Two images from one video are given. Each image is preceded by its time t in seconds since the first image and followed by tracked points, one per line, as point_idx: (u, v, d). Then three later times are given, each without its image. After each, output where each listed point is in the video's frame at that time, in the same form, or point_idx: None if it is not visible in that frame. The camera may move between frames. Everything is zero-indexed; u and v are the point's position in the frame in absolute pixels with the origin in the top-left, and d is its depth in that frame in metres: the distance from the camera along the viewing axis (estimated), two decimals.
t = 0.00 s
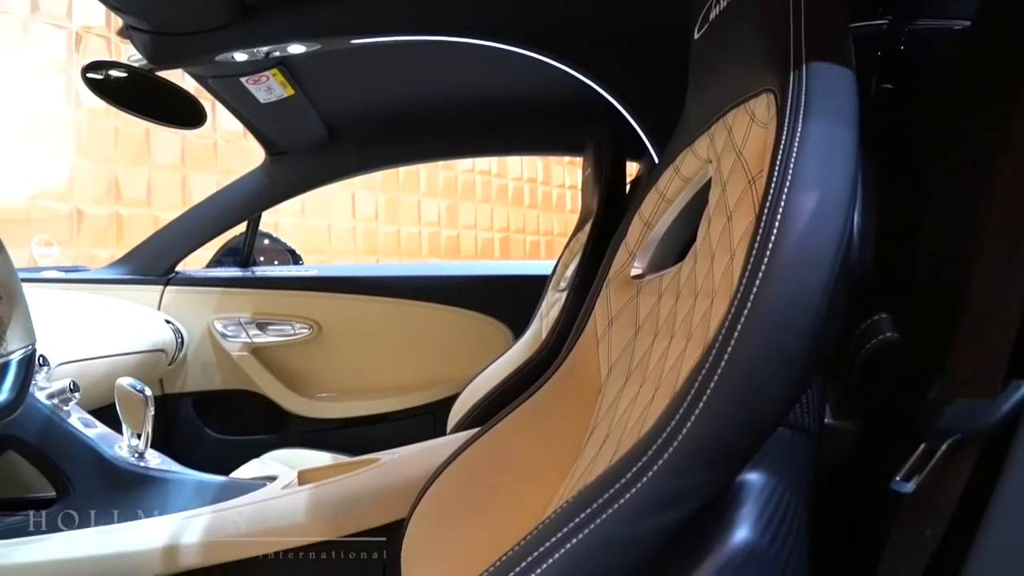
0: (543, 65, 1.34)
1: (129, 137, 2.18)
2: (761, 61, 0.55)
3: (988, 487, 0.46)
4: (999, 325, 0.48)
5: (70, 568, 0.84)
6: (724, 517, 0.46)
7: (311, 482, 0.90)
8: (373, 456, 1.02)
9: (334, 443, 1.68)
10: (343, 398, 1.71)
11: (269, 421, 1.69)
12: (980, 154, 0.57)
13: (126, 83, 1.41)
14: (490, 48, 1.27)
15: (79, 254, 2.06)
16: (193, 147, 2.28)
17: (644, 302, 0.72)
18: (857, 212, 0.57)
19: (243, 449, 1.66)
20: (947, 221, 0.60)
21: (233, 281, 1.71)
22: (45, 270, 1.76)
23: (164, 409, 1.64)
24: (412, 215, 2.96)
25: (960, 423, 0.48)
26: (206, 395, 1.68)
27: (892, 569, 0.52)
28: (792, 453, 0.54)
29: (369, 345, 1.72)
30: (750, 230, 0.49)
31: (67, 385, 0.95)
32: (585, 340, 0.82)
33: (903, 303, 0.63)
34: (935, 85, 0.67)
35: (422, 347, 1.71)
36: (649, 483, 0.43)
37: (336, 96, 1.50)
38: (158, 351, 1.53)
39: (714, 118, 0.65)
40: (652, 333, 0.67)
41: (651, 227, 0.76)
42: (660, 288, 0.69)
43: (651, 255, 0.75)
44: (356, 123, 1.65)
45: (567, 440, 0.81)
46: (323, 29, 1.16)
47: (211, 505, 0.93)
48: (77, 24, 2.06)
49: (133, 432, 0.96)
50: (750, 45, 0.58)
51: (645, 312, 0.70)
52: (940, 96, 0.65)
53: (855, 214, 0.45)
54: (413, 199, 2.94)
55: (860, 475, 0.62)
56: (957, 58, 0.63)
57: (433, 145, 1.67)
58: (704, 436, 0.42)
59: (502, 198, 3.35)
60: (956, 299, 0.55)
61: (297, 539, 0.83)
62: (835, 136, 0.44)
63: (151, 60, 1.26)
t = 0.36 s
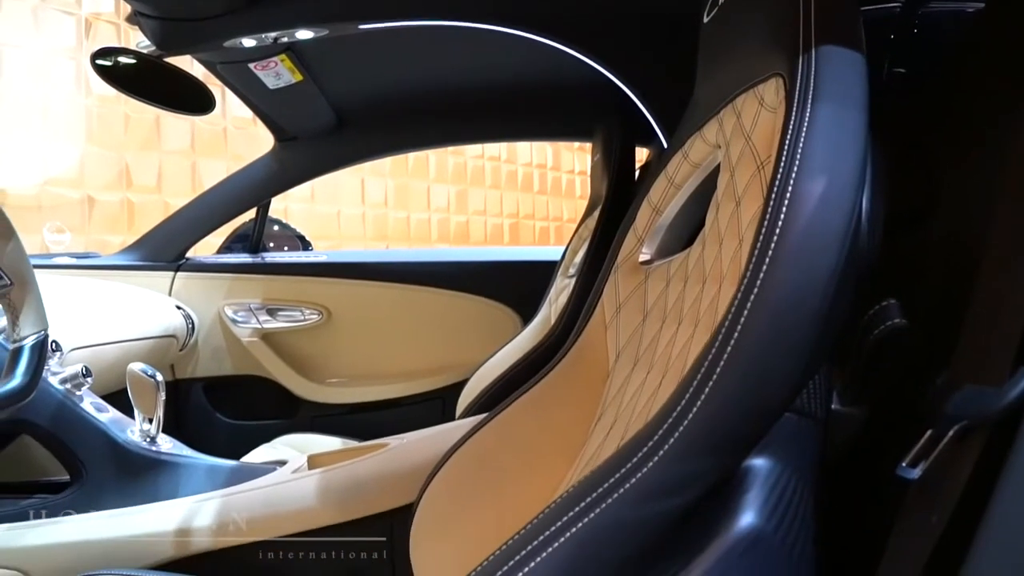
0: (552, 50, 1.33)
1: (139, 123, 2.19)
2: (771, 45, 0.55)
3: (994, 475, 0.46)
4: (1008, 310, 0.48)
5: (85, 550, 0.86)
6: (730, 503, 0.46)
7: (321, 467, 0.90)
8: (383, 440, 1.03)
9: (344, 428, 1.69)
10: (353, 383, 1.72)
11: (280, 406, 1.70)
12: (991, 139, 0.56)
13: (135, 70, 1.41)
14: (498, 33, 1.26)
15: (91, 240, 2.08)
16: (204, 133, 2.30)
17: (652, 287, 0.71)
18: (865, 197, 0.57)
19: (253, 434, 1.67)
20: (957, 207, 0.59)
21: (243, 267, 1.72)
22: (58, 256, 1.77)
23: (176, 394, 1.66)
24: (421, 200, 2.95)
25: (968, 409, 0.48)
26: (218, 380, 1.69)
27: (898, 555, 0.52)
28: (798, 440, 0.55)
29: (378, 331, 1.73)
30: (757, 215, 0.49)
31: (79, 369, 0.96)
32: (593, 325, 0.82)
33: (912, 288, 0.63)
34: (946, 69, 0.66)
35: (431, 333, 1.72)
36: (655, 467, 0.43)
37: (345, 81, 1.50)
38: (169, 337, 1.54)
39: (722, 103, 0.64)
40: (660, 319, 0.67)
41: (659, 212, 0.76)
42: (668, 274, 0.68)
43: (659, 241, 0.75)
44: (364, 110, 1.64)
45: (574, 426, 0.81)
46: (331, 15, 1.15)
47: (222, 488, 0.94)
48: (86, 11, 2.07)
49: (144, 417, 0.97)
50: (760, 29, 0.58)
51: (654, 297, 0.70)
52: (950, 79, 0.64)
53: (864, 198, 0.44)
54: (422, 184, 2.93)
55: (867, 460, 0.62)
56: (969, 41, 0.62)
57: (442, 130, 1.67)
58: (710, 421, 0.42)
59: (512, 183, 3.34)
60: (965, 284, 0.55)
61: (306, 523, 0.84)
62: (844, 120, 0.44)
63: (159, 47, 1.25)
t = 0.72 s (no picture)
0: (563, 35, 1.32)
1: (151, 109, 2.19)
2: (782, 29, 0.55)
3: (1004, 461, 0.45)
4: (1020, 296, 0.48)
5: (102, 532, 0.87)
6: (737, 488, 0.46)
7: (332, 451, 0.91)
8: (394, 425, 1.03)
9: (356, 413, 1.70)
10: (365, 369, 1.73)
11: (292, 391, 1.72)
12: (1006, 124, 0.56)
13: (147, 57, 1.41)
14: (509, 18, 1.26)
15: (104, 226, 2.08)
16: (215, 120, 2.30)
17: (662, 273, 0.71)
18: (877, 182, 0.57)
19: (266, 419, 1.68)
20: (969, 193, 0.59)
21: (255, 253, 1.73)
22: (73, 243, 1.78)
23: (190, 378, 1.68)
24: (433, 186, 2.95)
25: (977, 396, 0.47)
26: (231, 365, 1.71)
27: (906, 541, 0.52)
28: (807, 425, 0.55)
29: (389, 316, 1.73)
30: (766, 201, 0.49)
31: (93, 354, 0.97)
32: (603, 311, 0.82)
33: (924, 274, 0.62)
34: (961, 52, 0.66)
35: (443, 318, 1.72)
36: (663, 453, 0.43)
37: (355, 67, 1.50)
38: (182, 322, 1.55)
39: (734, 88, 0.64)
40: (670, 305, 0.66)
41: (670, 198, 0.76)
42: (679, 260, 0.68)
43: (670, 227, 0.75)
44: (375, 96, 1.64)
45: (583, 411, 0.82)
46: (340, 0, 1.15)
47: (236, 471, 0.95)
48: None
49: (159, 401, 0.98)
50: (772, 13, 0.57)
51: (664, 283, 0.70)
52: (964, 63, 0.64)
53: (875, 184, 0.44)
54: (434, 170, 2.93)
55: (874, 444, 0.62)
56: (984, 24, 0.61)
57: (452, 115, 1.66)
58: (718, 406, 0.42)
59: (523, 168, 3.33)
60: (976, 270, 0.54)
61: (320, 506, 0.85)
62: (856, 104, 0.44)
63: (170, 34, 1.25)
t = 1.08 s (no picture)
0: (577, 19, 1.32)
1: (167, 96, 2.20)
2: (799, 12, 0.54)
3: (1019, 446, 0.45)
4: None
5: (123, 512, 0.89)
6: (751, 472, 0.47)
7: (347, 436, 0.92)
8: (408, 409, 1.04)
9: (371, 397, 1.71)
10: (379, 354, 1.74)
11: (308, 376, 1.73)
12: None
13: (162, 43, 1.42)
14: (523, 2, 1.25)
15: (120, 212, 2.09)
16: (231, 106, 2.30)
17: (676, 259, 0.71)
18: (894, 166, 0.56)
19: (281, 403, 1.70)
20: (987, 177, 0.58)
21: (270, 239, 1.74)
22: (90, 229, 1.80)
23: (207, 362, 1.69)
24: (447, 171, 2.94)
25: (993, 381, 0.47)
26: (247, 350, 1.72)
27: (919, 526, 0.52)
28: (819, 411, 0.55)
29: (404, 302, 1.74)
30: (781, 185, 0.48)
31: (112, 339, 0.99)
32: (617, 297, 0.82)
33: (940, 259, 0.62)
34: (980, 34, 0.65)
35: (457, 303, 1.73)
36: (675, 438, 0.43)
37: (369, 52, 1.50)
38: (199, 308, 1.56)
39: (749, 72, 0.64)
40: (685, 290, 0.66)
41: (684, 183, 0.76)
42: (693, 245, 0.68)
43: (684, 212, 0.75)
44: (389, 82, 1.64)
45: (595, 396, 0.82)
46: None
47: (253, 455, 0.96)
48: None
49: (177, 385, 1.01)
50: None
51: (678, 269, 0.70)
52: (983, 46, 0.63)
53: (891, 169, 0.44)
54: (448, 155, 2.93)
55: (884, 429, 0.62)
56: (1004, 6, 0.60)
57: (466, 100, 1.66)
58: (731, 388, 0.42)
59: (537, 154, 3.33)
60: (994, 256, 0.54)
61: (335, 489, 0.86)
62: (872, 88, 0.43)
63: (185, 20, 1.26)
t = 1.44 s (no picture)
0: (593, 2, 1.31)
1: (184, 82, 2.22)
2: None
3: None
4: None
5: (143, 492, 0.90)
6: (766, 453, 0.47)
7: (364, 419, 0.93)
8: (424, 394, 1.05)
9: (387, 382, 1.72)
10: (396, 339, 1.75)
11: (325, 360, 1.75)
12: None
13: (180, 29, 1.42)
14: None
15: (139, 197, 2.12)
16: (247, 93, 2.32)
17: (693, 243, 0.71)
18: (914, 148, 0.56)
19: (299, 387, 1.71)
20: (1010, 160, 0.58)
21: (287, 225, 1.75)
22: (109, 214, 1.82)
23: (225, 347, 1.71)
24: (462, 156, 2.94)
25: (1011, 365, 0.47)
26: (265, 334, 1.74)
27: (936, 512, 0.52)
28: (835, 396, 0.55)
29: (420, 287, 1.75)
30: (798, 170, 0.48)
31: (133, 323, 1.01)
32: (632, 281, 0.82)
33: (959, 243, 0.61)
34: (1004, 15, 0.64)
35: (473, 289, 1.74)
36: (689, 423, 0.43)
37: (385, 38, 1.50)
38: (217, 293, 1.58)
39: (768, 55, 0.63)
40: (700, 275, 0.66)
41: (701, 167, 0.76)
42: (709, 230, 0.68)
43: (701, 197, 0.75)
44: (404, 68, 1.64)
45: (608, 382, 0.83)
46: None
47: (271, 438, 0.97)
48: None
49: (196, 368, 1.02)
50: None
51: (694, 254, 0.70)
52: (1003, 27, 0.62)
53: (910, 152, 0.43)
54: (463, 141, 2.92)
55: (900, 413, 0.61)
56: None
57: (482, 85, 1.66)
58: (748, 372, 0.42)
59: (553, 139, 3.33)
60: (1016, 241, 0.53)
61: (351, 472, 0.86)
62: (892, 69, 0.43)
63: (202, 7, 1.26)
